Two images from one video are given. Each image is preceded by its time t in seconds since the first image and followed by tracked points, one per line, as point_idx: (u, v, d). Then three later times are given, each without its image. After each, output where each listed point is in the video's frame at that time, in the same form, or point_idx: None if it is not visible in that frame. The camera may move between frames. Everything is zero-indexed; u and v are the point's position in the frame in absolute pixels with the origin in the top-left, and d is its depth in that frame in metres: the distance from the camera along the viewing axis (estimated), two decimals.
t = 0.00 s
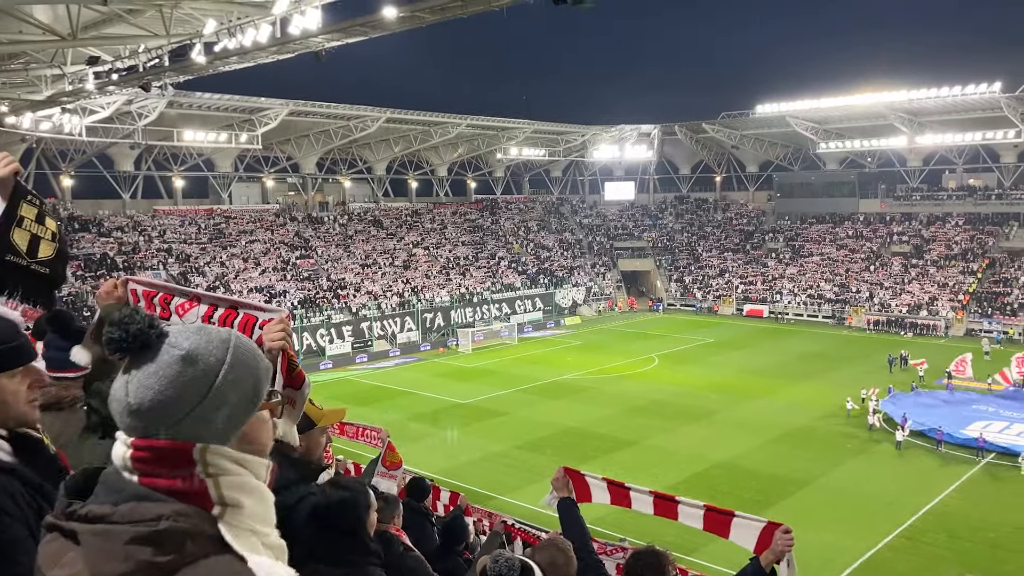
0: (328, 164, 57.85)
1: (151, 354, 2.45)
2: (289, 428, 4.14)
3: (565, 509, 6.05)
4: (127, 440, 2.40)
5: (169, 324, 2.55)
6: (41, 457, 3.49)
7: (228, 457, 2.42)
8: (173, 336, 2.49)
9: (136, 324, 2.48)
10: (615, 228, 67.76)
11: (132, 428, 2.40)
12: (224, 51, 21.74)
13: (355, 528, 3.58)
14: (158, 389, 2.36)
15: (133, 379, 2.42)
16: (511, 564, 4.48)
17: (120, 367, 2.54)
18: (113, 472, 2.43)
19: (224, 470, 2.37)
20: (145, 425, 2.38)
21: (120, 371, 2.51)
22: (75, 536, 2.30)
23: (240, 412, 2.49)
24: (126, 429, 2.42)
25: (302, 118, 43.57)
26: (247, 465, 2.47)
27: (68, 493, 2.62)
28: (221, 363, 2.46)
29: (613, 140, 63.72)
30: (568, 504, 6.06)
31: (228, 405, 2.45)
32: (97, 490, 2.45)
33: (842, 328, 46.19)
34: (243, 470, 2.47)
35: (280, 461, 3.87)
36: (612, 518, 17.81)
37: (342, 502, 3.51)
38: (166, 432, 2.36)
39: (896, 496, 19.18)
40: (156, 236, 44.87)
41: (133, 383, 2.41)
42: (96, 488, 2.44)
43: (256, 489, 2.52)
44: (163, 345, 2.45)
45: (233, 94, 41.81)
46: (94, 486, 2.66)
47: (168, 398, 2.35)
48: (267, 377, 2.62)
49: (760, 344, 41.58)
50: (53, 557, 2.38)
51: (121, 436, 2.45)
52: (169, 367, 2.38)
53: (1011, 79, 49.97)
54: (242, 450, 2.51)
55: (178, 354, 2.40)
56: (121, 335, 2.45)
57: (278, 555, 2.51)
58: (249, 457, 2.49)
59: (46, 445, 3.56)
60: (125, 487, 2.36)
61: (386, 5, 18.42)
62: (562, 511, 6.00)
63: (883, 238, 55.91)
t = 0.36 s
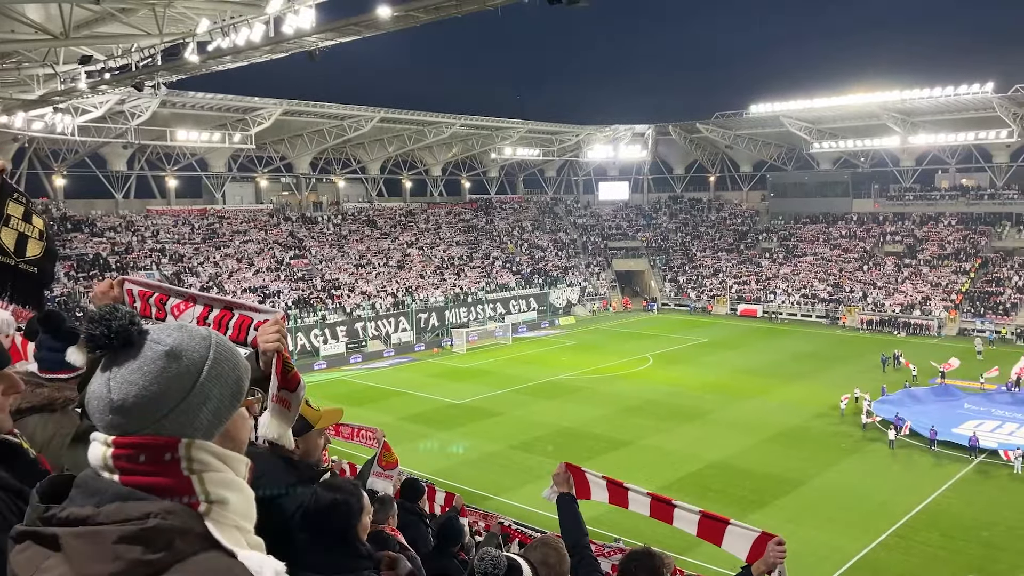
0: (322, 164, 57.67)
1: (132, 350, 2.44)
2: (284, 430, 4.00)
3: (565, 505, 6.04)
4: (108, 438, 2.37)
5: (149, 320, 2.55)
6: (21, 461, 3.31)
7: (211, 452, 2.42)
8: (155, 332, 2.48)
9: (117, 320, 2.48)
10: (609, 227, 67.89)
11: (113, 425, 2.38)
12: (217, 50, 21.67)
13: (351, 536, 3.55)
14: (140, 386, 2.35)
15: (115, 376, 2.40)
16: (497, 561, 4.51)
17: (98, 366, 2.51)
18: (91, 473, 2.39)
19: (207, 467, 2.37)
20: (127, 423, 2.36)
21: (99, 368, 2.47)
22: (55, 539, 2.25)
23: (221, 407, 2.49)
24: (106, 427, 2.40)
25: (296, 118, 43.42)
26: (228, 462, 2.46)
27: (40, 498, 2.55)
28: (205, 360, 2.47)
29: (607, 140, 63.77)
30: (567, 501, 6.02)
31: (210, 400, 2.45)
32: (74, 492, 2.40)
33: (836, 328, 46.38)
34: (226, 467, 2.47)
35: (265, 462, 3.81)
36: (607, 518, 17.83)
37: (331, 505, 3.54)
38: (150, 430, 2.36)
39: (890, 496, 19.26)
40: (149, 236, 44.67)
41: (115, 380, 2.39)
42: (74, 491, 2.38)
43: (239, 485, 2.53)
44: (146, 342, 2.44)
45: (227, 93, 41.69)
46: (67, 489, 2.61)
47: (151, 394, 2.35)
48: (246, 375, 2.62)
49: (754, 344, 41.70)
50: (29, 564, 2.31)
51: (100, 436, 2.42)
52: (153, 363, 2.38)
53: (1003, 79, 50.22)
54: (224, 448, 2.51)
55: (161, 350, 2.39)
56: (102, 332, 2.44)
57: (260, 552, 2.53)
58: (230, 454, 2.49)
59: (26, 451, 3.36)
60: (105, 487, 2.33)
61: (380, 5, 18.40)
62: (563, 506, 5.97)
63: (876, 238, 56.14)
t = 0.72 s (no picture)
0: (317, 170, 57.66)
1: (132, 357, 2.42)
2: (278, 437, 4.15)
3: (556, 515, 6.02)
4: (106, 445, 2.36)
5: (151, 327, 2.55)
6: (23, 467, 3.30)
7: (206, 462, 2.38)
8: (155, 341, 2.47)
9: (118, 328, 2.48)
10: (604, 233, 68.02)
11: (111, 432, 2.37)
12: (213, 57, 21.65)
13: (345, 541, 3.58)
14: (138, 394, 2.34)
15: (114, 382, 2.39)
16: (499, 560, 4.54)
17: (98, 372, 2.50)
18: (89, 479, 2.38)
19: (205, 477, 2.35)
20: (124, 430, 2.35)
21: (99, 375, 2.46)
22: (52, 544, 2.24)
23: (220, 417, 2.47)
24: (104, 433, 2.39)
25: (291, 125, 43.43)
26: (227, 472, 2.44)
27: (38, 503, 2.53)
28: (204, 367, 2.45)
29: (602, 146, 63.91)
30: (559, 511, 6.00)
31: (208, 409, 2.43)
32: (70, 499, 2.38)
33: (831, 333, 46.54)
34: (225, 477, 2.46)
35: (263, 468, 3.79)
36: (602, 525, 17.83)
37: (325, 515, 3.51)
38: (147, 437, 2.33)
39: (885, 500, 19.29)
40: (144, 242, 44.59)
41: (114, 388, 2.38)
42: (71, 496, 2.37)
43: (237, 496, 2.51)
44: (146, 350, 2.43)
45: (222, 100, 41.71)
46: (65, 496, 2.59)
47: (150, 403, 2.33)
48: (247, 384, 2.60)
49: (750, 350, 41.80)
50: (25, 568, 2.30)
51: (98, 441, 2.41)
52: (152, 371, 2.36)
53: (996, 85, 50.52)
54: (223, 458, 2.49)
55: (159, 359, 2.38)
56: (104, 338, 2.44)
57: (256, 562, 2.52)
58: (229, 465, 2.47)
59: (28, 457, 3.36)
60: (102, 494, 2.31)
61: (376, 12, 18.43)
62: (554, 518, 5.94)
63: (871, 244, 56.37)
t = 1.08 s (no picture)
0: (305, 171, 57.45)
1: (113, 362, 2.41)
2: (263, 437, 4.14)
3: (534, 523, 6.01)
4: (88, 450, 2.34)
5: (133, 331, 2.53)
6: (20, 469, 3.30)
7: (189, 468, 2.35)
8: (137, 346, 2.45)
9: (99, 332, 2.46)
10: (593, 234, 68.19)
11: (93, 438, 2.35)
12: (200, 58, 21.50)
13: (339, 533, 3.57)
14: (117, 400, 2.32)
15: (94, 388, 2.37)
16: (492, 557, 4.56)
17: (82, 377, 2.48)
18: (73, 485, 2.37)
19: (187, 484, 2.33)
20: (105, 435, 2.33)
21: (83, 380, 2.45)
22: (33, 550, 2.22)
23: (204, 420, 2.45)
24: (87, 439, 2.38)
25: (279, 126, 43.23)
26: (211, 477, 2.42)
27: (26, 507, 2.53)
28: (186, 372, 2.43)
29: (590, 147, 64.00)
30: (537, 520, 5.95)
31: (191, 412, 2.41)
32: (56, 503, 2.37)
33: (818, 333, 46.90)
34: (210, 484, 2.42)
35: (251, 469, 3.76)
36: (590, 526, 17.86)
37: (320, 513, 3.50)
38: (128, 444, 2.31)
39: (872, 499, 19.44)
40: (131, 243, 44.21)
41: (96, 393, 2.36)
42: (57, 501, 2.36)
43: (224, 502, 2.48)
44: (127, 354, 2.42)
45: (209, 101, 41.45)
46: (54, 500, 2.58)
47: (132, 406, 2.32)
48: (232, 390, 2.56)
49: (738, 350, 41.97)
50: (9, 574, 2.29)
51: (82, 447, 2.39)
52: (132, 377, 2.34)
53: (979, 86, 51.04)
54: (207, 463, 2.46)
55: (140, 364, 2.36)
56: (86, 343, 2.43)
57: (244, 569, 2.47)
58: (214, 470, 2.44)
59: (26, 459, 3.36)
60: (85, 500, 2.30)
61: (364, 12, 18.37)
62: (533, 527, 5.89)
63: (857, 244, 56.75)
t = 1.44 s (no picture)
0: (279, 169, 56.87)
1: (71, 364, 2.36)
2: (230, 435, 4.05)
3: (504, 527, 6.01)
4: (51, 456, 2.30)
5: (93, 332, 2.48)
6: None
7: (156, 468, 2.31)
8: (97, 347, 2.40)
9: (58, 335, 2.41)
10: (569, 232, 68.43)
11: (55, 443, 2.31)
12: (171, 53, 21.16)
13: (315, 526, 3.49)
14: (79, 403, 2.27)
15: (54, 394, 2.31)
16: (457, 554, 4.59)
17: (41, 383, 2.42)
18: (38, 493, 2.34)
19: (156, 485, 2.28)
20: (68, 440, 2.28)
21: (41, 387, 2.39)
22: None
23: (169, 419, 2.40)
24: (49, 444, 2.33)
25: (253, 122, 42.72)
26: (179, 475, 2.38)
27: None
28: (148, 371, 2.37)
29: (566, 145, 64.05)
30: (506, 521, 5.98)
31: (156, 411, 2.36)
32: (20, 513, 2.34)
33: (792, 330, 47.56)
34: (179, 483, 2.38)
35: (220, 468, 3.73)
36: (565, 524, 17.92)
37: (301, 509, 3.45)
38: (94, 448, 2.27)
39: (844, 493, 19.76)
40: (101, 242, 43.35)
41: (56, 398, 2.30)
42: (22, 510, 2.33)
43: (194, 499, 2.43)
44: (87, 356, 2.36)
45: (181, 97, 40.80)
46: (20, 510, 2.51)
47: (91, 410, 2.26)
48: (198, 387, 2.51)
49: (713, 347, 42.38)
50: None
51: (45, 454, 2.36)
52: (93, 379, 2.29)
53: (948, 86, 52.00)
54: (173, 462, 2.41)
55: (101, 365, 2.31)
56: (45, 348, 2.38)
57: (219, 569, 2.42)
58: (182, 470, 2.39)
59: None
60: (50, 507, 2.26)
61: (337, 8, 18.20)
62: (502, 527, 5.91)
63: (830, 241, 57.54)
